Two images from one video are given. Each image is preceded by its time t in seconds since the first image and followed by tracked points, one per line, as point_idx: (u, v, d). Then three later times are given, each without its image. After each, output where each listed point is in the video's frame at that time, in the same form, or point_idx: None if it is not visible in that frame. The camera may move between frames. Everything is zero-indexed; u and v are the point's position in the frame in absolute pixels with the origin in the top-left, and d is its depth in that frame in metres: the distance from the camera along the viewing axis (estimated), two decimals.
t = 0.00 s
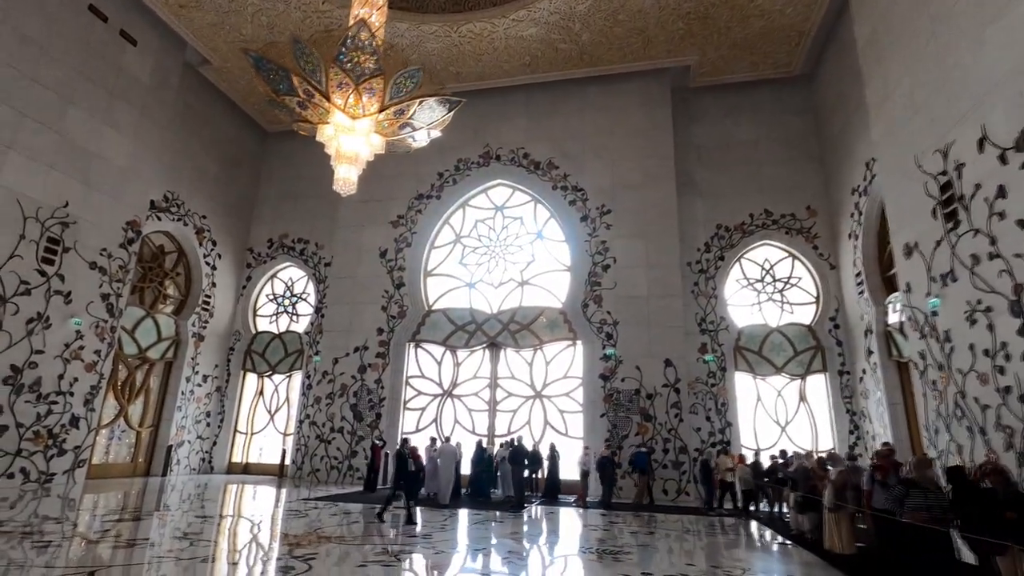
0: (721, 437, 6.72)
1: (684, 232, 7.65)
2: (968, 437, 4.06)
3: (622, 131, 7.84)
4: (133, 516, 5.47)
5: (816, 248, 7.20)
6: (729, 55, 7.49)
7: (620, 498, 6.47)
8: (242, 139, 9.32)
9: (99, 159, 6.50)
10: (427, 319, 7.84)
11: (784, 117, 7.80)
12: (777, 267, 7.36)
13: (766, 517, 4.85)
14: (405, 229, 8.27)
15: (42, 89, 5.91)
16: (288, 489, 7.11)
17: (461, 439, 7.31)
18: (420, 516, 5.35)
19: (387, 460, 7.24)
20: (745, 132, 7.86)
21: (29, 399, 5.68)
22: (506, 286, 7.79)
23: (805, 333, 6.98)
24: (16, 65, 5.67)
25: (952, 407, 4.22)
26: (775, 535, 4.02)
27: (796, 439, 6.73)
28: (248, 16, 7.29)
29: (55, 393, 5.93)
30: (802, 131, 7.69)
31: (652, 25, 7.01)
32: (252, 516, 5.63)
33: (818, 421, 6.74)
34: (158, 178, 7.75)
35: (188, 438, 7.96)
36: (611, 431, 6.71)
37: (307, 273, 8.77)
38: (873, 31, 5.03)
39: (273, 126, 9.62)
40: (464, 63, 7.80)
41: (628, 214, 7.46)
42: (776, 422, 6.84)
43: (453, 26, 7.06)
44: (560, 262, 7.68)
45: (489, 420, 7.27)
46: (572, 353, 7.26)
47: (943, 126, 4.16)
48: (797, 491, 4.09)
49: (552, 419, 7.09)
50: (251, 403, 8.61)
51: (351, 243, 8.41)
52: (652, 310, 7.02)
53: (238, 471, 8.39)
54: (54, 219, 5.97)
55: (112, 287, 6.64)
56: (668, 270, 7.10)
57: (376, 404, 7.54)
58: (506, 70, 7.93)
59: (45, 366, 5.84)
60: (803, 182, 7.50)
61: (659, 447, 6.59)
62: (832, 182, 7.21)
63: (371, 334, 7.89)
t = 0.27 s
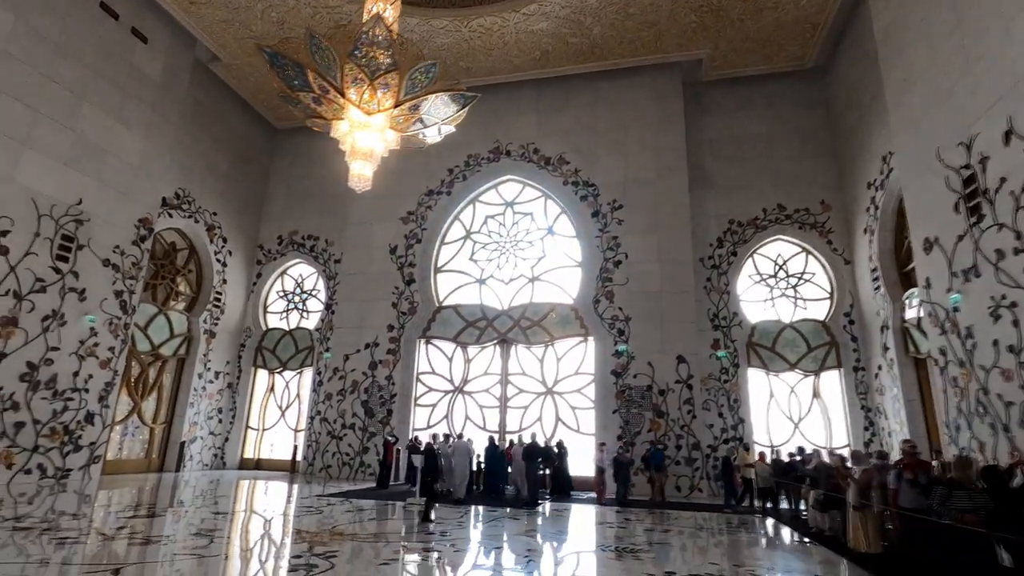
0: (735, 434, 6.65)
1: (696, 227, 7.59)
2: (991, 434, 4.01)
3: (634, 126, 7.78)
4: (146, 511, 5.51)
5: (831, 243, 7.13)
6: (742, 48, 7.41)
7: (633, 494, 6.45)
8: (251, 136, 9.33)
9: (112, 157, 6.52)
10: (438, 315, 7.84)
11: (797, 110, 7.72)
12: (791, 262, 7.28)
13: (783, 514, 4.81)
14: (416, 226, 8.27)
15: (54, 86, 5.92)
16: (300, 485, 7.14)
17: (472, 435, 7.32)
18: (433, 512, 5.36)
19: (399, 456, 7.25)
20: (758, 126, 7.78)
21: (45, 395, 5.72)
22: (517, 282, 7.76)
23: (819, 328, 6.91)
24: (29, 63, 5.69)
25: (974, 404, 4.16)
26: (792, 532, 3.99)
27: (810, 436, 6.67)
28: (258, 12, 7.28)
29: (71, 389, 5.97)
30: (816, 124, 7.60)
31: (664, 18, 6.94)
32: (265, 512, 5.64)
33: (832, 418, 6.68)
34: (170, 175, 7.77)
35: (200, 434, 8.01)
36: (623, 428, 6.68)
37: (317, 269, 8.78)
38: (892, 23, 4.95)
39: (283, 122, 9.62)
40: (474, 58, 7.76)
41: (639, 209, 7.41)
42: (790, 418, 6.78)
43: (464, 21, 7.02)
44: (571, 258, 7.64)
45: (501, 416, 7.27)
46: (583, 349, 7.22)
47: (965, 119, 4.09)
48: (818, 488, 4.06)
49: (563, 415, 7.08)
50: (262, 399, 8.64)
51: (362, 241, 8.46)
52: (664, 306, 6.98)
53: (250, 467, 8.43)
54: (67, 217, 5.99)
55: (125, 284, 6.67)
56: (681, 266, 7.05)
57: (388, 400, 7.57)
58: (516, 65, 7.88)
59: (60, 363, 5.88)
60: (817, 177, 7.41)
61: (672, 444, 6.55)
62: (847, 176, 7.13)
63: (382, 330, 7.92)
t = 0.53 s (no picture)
0: (749, 429, 6.57)
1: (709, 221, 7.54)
2: (1015, 430, 3.96)
3: (645, 120, 7.72)
4: (163, 507, 5.55)
5: (846, 237, 7.04)
6: (755, 40, 7.33)
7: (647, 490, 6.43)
8: (262, 133, 9.35)
9: (125, 155, 6.55)
10: (449, 311, 7.85)
11: (812, 102, 7.62)
12: (805, 257, 7.20)
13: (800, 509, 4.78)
14: (427, 222, 8.28)
15: (68, 85, 5.95)
16: (312, 480, 7.19)
17: (484, 431, 7.34)
18: (448, 507, 5.36)
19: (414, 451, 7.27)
20: (771, 118, 7.70)
21: (63, 392, 5.77)
22: (528, 278, 7.75)
23: (834, 323, 6.83)
24: (43, 62, 5.71)
25: (998, 400, 4.10)
26: (811, 528, 3.96)
27: (826, 432, 6.61)
28: (268, 9, 7.26)
29: (88, 386, 6.02)
30: (830, 116, 7.51)
31: (677, 11, 6.87)
32: (278, 507, 5.67)
33: (848, 413, 6.61)
34: (182, 173, 7.80)
35: (214, 430, 8.07)
36: (636, 423, 6.65)
37: (328, 266, 8.80)
38: (913, 12, 4.87)
39: (293, 119, 9.64)
40: (484, 53, 7.72)
41: (651, 204, 7.36)
42: (805, 414, 6.72)
43: (474, 16, 6.99)
44: (583, 254, 7.61)
45: (513, 412, 7.27)
46: (596, 344, 7.20)
47: (988, 109, 4.02)
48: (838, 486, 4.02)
49: (576, 411, 7.06)
50: (274, 395, 8.68)
51: (373, 237, 8.48)
52: (678, 301, 6.93)
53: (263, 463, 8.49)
54: (83, 215, 6.03)
55: (140, 281, 6.71)
56: (693, 261, 7.00)
57: (400, 396, 7.61)
58: (527, 59, 7.85)
59: (77, 360, 5.92)
60: (832, 170, 7.33)
61: (686, 439, 6.52)
62: (863, 169, 7.04)
63: (394, 326, 7.96)
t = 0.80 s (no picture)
0: (766, 424, 6.48)
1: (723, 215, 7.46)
2: None
3: (659, 113, 7.67)
4: (181, 501, 5.60)
5: (863, 230, 6.95)
6: (770, 31, 7.25)
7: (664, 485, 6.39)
8: (274, 129, 9.39)
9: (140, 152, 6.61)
10: (463, 307, 7.86)
11: (828, 93, 7.52)
12: (822, 250, 7.11)
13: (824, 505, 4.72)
14: (439, 217, 8.30)
15: (84, 83, 5.99)
16: (327, 474, 7.25)
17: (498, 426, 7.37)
18: (464, 501, 5.37)
19: (430, 446, 7.26)
20: (786, 110, 7.61)
21: (84, 388, 5.84)
22: (541, 273, 7.73)
23: (853, 317, 6.73)
24: (61, 60, 5.75)
25: None
26: (834, 524, 3.92)
27: (843, 427, 6.55)
28: (280, 5, 7.19)
29: (107, 382, 6.09)
30: (847, 108, 7.41)
31: (691, 2, 6.80)
32: (295, 501, 5.70)
33: (865, 408, 6.54)
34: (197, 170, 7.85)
35: (230, 425, 8.14)
36: (652, 418, 6.63)
37: (341, 262, 8.84)
38: None
39: (305, 115, 9.66)
40: (494, 44, 7.63)
41: (666, 198, 7.30)
42: (821, 409, 6.66)
43: (486, 9, 6.94)
44: (596, 248, 7.57)
45: (528, 407, 7.28)
46: (610, 339, 7.17)
47: (1014, 97, 3.94)
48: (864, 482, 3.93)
49: (590, 406, 7.04)
50: (289, 391, 8.74)
51: (386, 234, 8.55)
52: (693, 295, 6.89)
53: (278, 458, 8.55)
54: (100, 212, 6.08)
55: (156, 278, 6.76)
56: (709, 254, 6.95)
57: (414, 391, 7.66)
58: (539, 53, 7.80)
59: (97, 356, 5.99)
60: (849, 161, 7.23)
61: (702, 434, 6.49)
62: (881, 161, 6.95)
63: (407, 322, 8.01)
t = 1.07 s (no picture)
0: (795, 418, 6.36)
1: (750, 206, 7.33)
2: None
3: (683, 102, 7.55)
4: (214, 493, 5.72)
5: (897, 219, 6.76)
6: (798, 16, 7.08)
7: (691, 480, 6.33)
8: (298, 127, 9.49)
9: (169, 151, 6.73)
10: (486, 301, 7.87)
11: (859, 79, 7.31)
12: (853, 240, 6.95)
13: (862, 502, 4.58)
14: (462, 211, 8.31)
15: (115, 84, 6.11)
16: (354, 467, 7.34)
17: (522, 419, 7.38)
18: (491, 495, 5.38)
19: (455, 440, 7.28)
20: (815, 97, 7.43)
21: (120, 383, 5.99)
22: (565, 266, 7.69)
23: (886, 308, 6.57)
24: (93, 62, 5.88)
25: None
26: (872, 520, 3.83)
27: (876, 421, 6.39)
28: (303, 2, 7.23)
29: (142, 377, 6.24)
30: (879, 93, 7.20)
31: None
32: (323, 494, 5.78)
33: (899, 402, 6.38)
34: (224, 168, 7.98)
35: (259, 419, 8.29)
36: (678, 412, 6.57)
37: (364, 258, 8.92)
38: None
39: (327, 112, 9.74)
40: (516, 37, 7.58)
41: (691, 189, 7.20)
42: (853, 403, 6.51)
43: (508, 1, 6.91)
44: (620, 241, 7.50)
45: (552, 401, 7.27)
46: (635, 333, 7.11)
47: None
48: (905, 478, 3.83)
49: (616, 400, 6.99)
50: (315, 385, 8.87)
51: (408, 229, 8.60)
52: (719, 287, 6.79)
53: (306, 451, 8.69)
54: (132, 211, 6.22)
55: (187, 275, 6.89)
56: (735, 246, 6.83)
57: (439, 385, 7.71)
58: (561, 44, 7.74)
59: (131, 352, 6.14)
60: (881, 149, 7.03)
61: (730, 429, 6.40)
62: (915, 148, 6.74)
63: (431, 317, 8.07)
